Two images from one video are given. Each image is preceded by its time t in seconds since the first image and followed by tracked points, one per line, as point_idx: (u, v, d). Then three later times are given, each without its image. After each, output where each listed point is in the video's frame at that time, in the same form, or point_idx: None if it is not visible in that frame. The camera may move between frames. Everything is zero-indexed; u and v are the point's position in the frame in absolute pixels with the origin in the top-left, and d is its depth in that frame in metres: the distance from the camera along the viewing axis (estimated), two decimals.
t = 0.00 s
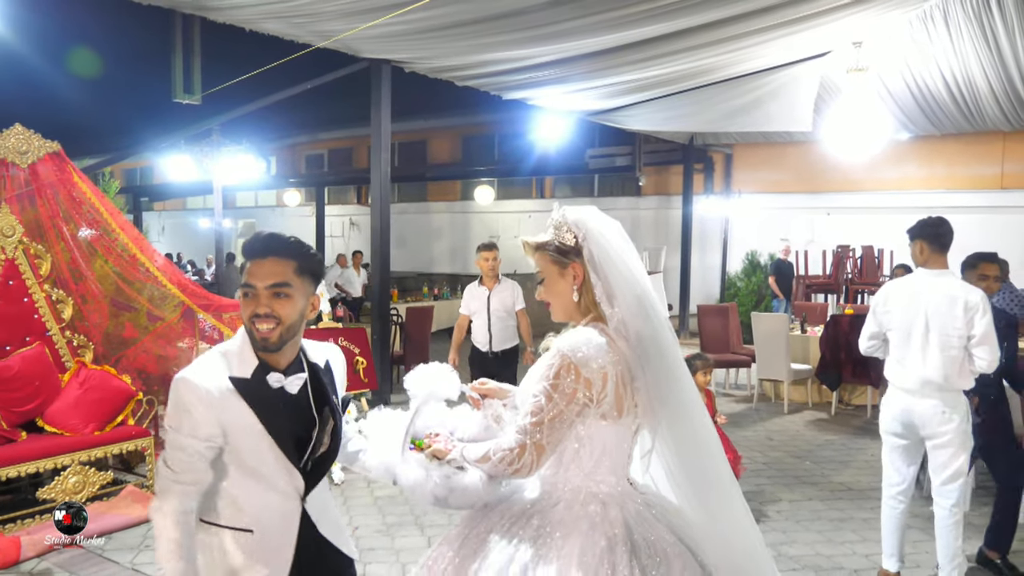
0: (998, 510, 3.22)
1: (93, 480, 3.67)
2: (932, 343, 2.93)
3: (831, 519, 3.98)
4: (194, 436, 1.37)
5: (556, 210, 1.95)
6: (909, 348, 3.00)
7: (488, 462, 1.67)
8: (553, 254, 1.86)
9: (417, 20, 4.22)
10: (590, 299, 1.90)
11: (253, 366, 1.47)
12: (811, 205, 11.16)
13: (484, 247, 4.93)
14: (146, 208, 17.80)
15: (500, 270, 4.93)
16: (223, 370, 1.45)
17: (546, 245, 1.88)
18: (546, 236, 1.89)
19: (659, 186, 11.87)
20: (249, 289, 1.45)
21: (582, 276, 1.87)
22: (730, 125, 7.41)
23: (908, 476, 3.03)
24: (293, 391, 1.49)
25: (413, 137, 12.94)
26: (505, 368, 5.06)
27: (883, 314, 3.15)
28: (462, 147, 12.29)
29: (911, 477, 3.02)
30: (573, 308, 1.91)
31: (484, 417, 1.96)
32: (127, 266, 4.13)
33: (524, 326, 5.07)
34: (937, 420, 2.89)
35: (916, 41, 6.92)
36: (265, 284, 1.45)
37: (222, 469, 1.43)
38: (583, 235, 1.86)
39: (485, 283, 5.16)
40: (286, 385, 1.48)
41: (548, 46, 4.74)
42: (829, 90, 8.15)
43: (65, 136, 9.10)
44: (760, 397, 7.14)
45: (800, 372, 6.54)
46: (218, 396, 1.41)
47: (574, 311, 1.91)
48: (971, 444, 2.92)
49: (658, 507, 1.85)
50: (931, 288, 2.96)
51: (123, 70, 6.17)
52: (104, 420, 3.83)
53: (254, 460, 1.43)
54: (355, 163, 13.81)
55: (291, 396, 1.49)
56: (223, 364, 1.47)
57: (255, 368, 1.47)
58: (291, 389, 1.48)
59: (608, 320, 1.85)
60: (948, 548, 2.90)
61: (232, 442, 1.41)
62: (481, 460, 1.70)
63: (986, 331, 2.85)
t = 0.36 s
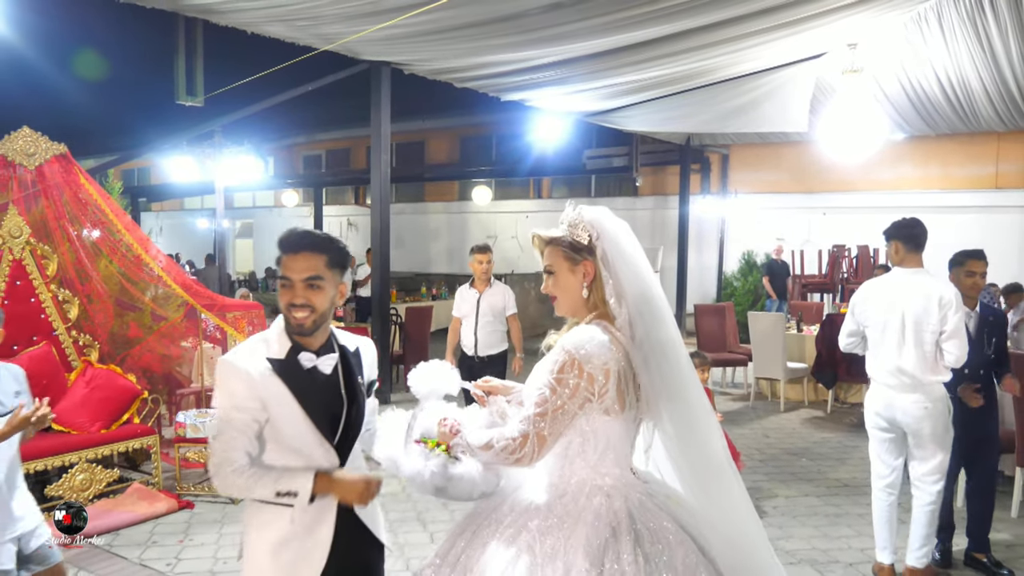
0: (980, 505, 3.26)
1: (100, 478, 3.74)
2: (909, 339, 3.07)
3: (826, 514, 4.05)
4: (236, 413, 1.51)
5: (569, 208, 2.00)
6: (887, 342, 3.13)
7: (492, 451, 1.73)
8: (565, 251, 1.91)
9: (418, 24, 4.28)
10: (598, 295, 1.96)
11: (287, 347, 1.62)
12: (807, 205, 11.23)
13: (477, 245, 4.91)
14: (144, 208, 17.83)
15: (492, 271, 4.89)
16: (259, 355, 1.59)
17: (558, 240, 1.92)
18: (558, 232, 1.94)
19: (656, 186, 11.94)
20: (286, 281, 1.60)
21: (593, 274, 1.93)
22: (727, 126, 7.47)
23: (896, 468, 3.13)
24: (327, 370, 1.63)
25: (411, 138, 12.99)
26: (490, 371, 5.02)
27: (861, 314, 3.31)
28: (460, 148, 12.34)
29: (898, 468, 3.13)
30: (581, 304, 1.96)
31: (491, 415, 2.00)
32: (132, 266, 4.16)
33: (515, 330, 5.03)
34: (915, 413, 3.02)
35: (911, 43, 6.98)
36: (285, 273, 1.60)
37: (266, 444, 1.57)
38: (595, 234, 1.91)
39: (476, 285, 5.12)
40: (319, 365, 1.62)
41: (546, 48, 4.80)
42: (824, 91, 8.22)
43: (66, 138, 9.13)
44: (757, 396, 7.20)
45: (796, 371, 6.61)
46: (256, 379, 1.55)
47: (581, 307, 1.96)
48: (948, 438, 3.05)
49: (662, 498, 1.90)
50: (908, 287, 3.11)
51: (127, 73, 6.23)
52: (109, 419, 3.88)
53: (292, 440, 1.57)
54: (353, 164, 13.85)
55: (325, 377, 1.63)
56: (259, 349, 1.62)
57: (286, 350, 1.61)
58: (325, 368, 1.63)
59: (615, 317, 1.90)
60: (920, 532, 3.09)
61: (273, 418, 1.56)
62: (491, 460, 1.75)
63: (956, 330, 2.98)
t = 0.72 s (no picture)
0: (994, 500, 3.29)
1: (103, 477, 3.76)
2: (915, 339, 3.11)
3: (824, 511, 4.08)
4: (273, 392, 1.73)
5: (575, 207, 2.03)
6: (892, 340, 3.17)
7: (486, 441, 1.73)
8: (572, 248, 1.92)
9: (418, 25, 4.30)
10: (597, 296, 1.97)
11: (329, 336, 1.79)
12: (807, 205, 11.25)
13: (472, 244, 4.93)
14: (143, 208, 17.83)
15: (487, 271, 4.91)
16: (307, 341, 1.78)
17: (564, 236, 1.93)
18: (567, 228, 1.94)
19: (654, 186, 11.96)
20: (392, 308, 1.74)
21: (597, 274, 1.94)
22: (725, 126, 7.50)
23: (894, 464, 3.18)
24: (364, 362, 1.83)
25: (410, 137, 13.01)
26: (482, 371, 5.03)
27: (865, 312, 3.33)
28: (459, 147, 12.36)
29: (896, 465, 3.17)
30: (577, 302, 1.96)
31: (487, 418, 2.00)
32: (134, 266, 4.21)
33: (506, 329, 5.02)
34: (915, 410, 3.08)
35: (909, 43, 7.01)
36: (390, 304, 1.72)
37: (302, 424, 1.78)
38: (600, 235, 1.94)
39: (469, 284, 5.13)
40: (358, 357, 1.81)
41: (545, 49, 4.83)
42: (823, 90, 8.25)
43: (66, 138, 9.14)
44: (756, 395, 7.22)
45: (794, 370, 6.63)
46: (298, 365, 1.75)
47: (580, 305, 1.97)
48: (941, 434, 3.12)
49: (657, 492, 1.94)
50: (912, 285, 3.14)
51: (129, 74, 6.26)
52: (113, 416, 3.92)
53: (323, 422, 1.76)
54: (353, 164, 13.87)
55: (362, 369, 1.82)
56: (306, 336, 1.81)
57: (327, 337, 1.80)
58: (363, 361, 1.82)
59: (614, 318, 1.93)
60: (905, 526, 3.18)
61: (307, 401, 1.77)
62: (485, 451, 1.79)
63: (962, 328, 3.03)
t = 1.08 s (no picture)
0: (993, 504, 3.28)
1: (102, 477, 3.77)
2: (919, 340, 3.16)
3: (822, 510, 4.10)
4: (298, 371, 1.83)
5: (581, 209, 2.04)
6: (899, 344, 3.19)
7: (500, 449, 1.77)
8: (579, 248, 1.92)
9: (417, 25, 4.31)
10: (603, 297, 1.97)
11: (340, 326, 1.92)
12: (805, 205, 11.26)
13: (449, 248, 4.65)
14: (141, 207, 17.82)
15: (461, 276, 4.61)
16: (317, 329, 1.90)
17: (569, 237, 1.93)
18: (573, 229, 1.95)
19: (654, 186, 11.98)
20: (391, 284, 1.85)
21: (602, 275, 1.95)
22: (724, 126, 7.50)
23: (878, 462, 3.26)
24: (372, 356, 1.91)
25: (409, 137, 13.02)
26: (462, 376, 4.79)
27: (872, 311, 3.32)
28: (458, 147, 12.37)
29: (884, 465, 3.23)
30: (581, 302, 1.97)
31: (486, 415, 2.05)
32: (133, 266, 4.22)
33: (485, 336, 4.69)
34: (917, 412, 3.15)
35: (907, 44, 7.03)
36: (386, 282, 1.85)
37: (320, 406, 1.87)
38: (605, 237, 1.96)
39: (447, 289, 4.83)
40: (366, 348, 1.91)
41: (544, 50, 4.84)
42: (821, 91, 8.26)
43: (65, 138, 9.13)
44: (755, 394, 7.24)
45: (793, 369, 6.65)
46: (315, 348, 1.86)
47: (583, 305, 1.97)
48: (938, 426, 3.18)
49: (665, 487, 1.94)
50: (917, 284, 3.21)
51: (128, 74, 6.27)
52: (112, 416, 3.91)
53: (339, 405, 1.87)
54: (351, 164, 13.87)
55: (369, 360, 1.92)
56: (319, 325, 1.93)
57: (338, 329, 1.92)
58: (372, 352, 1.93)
59: (619, 319, 1.93)
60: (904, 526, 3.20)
61: (324, 382, 1.86)
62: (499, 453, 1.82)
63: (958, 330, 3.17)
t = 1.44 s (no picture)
0: (1002, 504, 3.29)
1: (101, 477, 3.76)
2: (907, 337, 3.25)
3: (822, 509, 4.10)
4: (296, 372, 1.82)
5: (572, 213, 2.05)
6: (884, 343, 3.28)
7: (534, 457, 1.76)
8: (556, 248, 1.93)
9: (416, 24, 4.31)
10: (579, 299, 1.97)
11: (331, 325, 1.91)
12: (804, 203, 11.25)
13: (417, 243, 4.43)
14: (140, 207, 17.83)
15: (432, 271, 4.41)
16: (309, 329, 1.88)
17: (555, 234, 1.95)
18: (560, 228, 1.97)
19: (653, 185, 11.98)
20: (360, 270, 1.88)
21: (577, 275, 1.95)
22: (724, 125, 7.49)
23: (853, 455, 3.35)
24: (367, 353, 1.92)
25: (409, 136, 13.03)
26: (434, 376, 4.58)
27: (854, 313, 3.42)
28: (458, 146, 12.37)
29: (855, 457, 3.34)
30: (556, 303, 1.97)
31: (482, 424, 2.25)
32: (132, 266, 4.20)
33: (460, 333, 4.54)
34: (904, 405, 3.21)
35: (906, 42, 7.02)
36: (355, 269, 1.87)
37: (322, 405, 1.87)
38: (587, 240, 1.97)
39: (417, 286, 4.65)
40: (360, 347, 1.91)
41: (544, 48, 4.83)
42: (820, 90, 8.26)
43: (65, 137, 9.13)
44: (755, 392, 7.24)
45: (793, 368, 6.66)
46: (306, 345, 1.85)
47: (559, 307, 1.97)
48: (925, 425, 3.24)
49: (665, 481, 1.95)
50: (897, 285, 3.31)
51: (128, 73, 6.27)
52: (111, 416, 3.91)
53: (337, 404, 1.87)
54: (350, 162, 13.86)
55: (364, 358, 1.92)
56: (309, 324, 1.92)
57: (331, 328, 1.90)
58: (365, 352, 1.92)
59: (602, 325, 1.92)
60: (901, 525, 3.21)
61: (322, 381, 1.86)
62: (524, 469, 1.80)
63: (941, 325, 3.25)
